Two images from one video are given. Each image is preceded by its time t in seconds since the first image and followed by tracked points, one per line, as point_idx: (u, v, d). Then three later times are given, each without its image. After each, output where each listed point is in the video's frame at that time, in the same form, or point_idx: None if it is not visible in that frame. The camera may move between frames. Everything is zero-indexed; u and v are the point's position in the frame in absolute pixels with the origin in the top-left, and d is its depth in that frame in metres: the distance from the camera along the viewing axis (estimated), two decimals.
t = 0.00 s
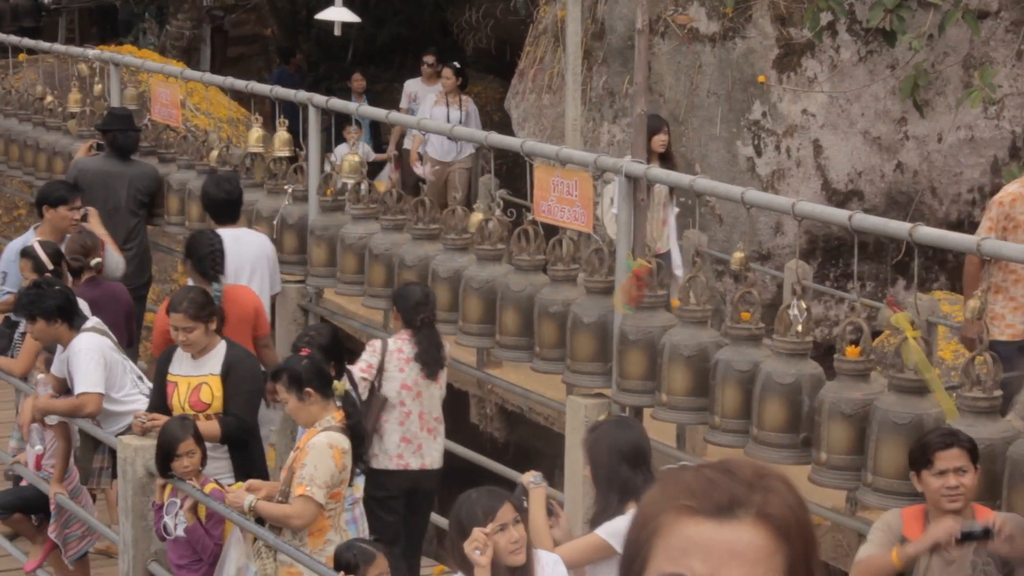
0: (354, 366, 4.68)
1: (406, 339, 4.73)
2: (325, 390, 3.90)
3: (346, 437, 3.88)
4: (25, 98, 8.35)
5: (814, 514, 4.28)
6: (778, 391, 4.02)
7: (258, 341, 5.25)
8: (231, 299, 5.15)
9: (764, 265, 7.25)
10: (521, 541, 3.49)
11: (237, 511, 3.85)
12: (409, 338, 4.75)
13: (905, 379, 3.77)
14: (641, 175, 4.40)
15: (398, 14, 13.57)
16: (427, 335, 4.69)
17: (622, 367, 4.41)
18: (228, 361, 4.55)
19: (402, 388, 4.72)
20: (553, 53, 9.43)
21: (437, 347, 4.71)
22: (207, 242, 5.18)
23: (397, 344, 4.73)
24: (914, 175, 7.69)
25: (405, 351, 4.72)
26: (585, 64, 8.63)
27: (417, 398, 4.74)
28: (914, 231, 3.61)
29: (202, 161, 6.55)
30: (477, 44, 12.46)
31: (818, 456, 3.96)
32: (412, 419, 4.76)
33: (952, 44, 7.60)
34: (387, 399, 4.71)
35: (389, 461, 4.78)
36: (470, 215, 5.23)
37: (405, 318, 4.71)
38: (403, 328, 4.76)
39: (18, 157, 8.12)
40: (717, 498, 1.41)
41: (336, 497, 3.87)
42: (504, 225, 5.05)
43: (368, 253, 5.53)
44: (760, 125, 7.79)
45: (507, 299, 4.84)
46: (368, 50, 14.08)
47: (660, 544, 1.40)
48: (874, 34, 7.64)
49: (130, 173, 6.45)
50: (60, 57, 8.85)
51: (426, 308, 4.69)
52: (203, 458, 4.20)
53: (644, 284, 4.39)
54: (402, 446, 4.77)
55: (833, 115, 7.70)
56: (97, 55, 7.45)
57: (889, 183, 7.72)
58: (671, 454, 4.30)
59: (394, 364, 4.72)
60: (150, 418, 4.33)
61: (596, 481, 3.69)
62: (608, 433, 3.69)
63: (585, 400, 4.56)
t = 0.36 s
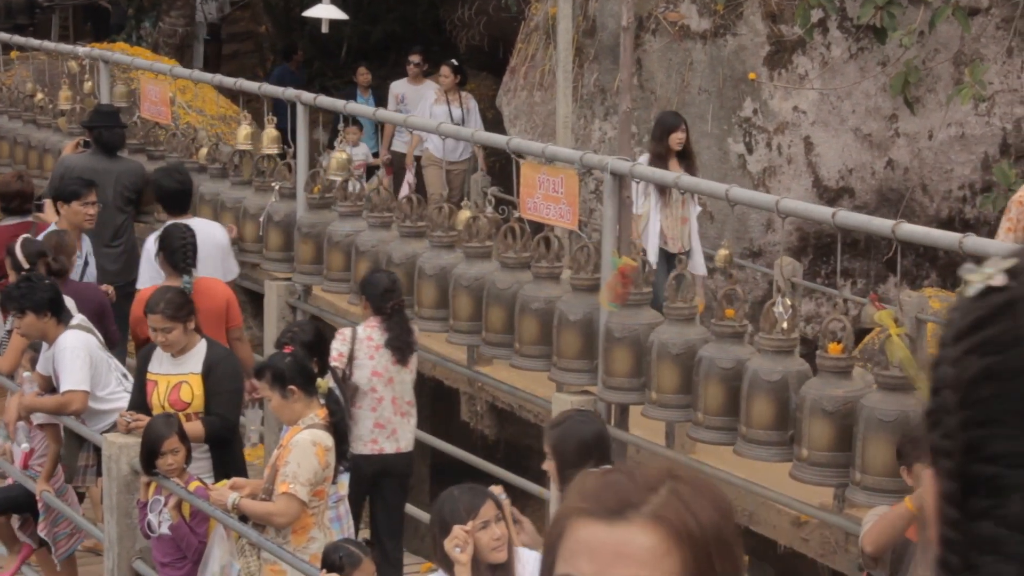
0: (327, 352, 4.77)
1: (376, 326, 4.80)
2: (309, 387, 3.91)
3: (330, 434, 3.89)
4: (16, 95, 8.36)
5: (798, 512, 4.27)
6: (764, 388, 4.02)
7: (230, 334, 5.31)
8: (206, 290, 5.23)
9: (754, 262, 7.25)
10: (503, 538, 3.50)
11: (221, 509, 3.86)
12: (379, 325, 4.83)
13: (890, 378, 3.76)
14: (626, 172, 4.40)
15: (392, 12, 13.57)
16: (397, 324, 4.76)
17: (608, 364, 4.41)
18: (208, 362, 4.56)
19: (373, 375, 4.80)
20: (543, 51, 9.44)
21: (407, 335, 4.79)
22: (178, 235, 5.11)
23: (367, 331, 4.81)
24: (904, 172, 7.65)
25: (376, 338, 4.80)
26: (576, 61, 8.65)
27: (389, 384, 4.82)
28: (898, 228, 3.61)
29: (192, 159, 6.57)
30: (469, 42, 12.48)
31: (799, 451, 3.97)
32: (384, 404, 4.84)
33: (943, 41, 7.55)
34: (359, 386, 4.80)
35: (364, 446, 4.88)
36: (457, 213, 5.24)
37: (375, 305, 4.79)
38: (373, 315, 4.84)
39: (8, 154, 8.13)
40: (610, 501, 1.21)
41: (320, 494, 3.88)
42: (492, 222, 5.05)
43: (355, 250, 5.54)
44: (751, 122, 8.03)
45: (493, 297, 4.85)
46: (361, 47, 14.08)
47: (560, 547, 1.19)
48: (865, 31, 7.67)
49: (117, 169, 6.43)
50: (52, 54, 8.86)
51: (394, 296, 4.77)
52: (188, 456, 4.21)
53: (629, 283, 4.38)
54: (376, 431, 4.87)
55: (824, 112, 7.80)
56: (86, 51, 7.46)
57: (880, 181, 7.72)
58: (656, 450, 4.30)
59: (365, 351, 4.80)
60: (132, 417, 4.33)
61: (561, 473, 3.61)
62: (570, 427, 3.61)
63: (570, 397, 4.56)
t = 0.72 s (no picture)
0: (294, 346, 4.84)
1: (330, 322, 4.85)
2: (295, 389, 3.92)
3: (316, 436, 3.90)
4: (8, 98, 8.36)
5: (787, 513, 4.28)
6: (753, 390, 4.02)
7: (221, 330, 5.33)
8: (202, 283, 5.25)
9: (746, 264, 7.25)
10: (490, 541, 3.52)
11: (207, 511, 3.87)
12: (334, 320, 4.88)
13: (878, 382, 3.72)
14: (614, 173, 4.39)
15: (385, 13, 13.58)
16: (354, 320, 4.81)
17: (596, 366, 4.41)
18: (197, 369, 4.58)
19: (326, 371, 4.85)
20: (536, 52, 9.43)
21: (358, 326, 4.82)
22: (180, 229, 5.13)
23: (321, 327, 4.86)
24: (897, 172, 7.68)
25: (329, 334, 4.85)
26: (569, 62, 8.66)
27: (342, 380, 4.88)
28: (883, 229, 3.61)
29: (183, 161, 6.57)
30: (463, 43, 12.47)
31: (784, 452, 3.96)
32: (338, 399, 4.91)
33: (936, 42, 7.55)
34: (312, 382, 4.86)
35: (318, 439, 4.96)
36: (447, 215, 5.24)
37: (330, 302, 4.85)
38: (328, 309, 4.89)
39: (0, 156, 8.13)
40: (560, 502, 1.43)
41: (306, 497, 3.89)
42: (481, 224, 5.05)
43: (346, 252, 5.54)
44: (744, 124, 8.05)
45: (482, 299, 4.84)
46: (355, 47, 14.09)
47: (519, 545, 1.42)
48: (856, 32, 7.69)
49: (104, 169, 6.47)
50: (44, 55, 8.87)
51: (348, 293, 4.81)
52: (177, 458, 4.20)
53: (617, 284, 4.38)
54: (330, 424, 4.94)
55: (817, 113, 7.84)
56: (77, 54, 7.46)
57: (872, 181, 7.75)
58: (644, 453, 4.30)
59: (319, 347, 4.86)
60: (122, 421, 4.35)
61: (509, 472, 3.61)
62: (522, 427, 3.61)
63: (559, 399, 4.57)
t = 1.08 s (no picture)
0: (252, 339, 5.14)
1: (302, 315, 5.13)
2: (282, 393, 3.92)
3: (305, 440, 3.90)
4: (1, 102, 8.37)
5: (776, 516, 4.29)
6: (738, 392, 4.00)
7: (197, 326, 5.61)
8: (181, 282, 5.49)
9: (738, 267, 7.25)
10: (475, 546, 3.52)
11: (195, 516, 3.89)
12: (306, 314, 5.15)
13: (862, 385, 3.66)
14: (601, 177, 4.39)
15: (380, 17, 13.58)
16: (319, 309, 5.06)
17: (584, 369, 4.41)
18: (184, 372, 4.62)
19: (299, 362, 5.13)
20: (529, 56, 9.43)
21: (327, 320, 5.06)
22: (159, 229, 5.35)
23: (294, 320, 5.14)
24: (889, 175, 7.69)
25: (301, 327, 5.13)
26: (562, 66, 8.66)
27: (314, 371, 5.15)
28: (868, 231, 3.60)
29: (174, 165, 6.58)
30: (458, 46, 12.47)
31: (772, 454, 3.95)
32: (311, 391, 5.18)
33: (927, 44, 7.53)
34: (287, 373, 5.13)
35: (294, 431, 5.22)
36: (436, 218, 5.25)
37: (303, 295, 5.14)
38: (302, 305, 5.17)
39: None
40: (488, 502, 1.66)
41: (294, 501, 3.89)
42: (471, 227, 5.05)
43: (336, 256, 5.54)
44: (736, 126, 8.10)
45: (472, 302, 4.84)
46: (351, 51, 14.09)
47: (450, 541, 1.65)
48: (849, 35, 7.68)
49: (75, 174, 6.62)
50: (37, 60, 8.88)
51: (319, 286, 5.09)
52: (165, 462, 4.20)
53: (605, 287, 4.39)
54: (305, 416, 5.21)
55: (809, 116, 7.86)
56: (69, 58, 7.47)
57: (865, 184, 7.76)
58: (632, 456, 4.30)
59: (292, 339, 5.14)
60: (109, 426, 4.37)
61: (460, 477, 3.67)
62: (470, 428, 3.63)
63: (548, 403, 4.58)
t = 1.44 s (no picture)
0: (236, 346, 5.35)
1: (296, 310, 5.17)
2: (270, 397, 3.94)
3: (293, 443, 3.91)
4: None
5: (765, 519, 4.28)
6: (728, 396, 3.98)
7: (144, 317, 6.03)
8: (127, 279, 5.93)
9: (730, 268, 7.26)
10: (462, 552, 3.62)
11: (184, 520, 3.90)
12: (299, 309, 5.19)
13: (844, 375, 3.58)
14: (589, 179, 4.37)
15: (376, 19, 13.56)
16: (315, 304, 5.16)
17: (573, 372, 4.41)
18: (173, 376, 4.64)
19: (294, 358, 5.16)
20: (523, 57, 9.43)
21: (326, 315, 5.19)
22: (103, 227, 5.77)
23: (288, 315, 5.17)
24: (882, 177, 7.70)
25: (296, 321, 5.16)
26: (556, 68, 8.67)
27: (308, 364, 5.22)
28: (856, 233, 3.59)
29: (166, 168, 6.58)
30: (453, 48, 12.46)
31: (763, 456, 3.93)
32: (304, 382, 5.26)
33: (920, 45, 7.55)
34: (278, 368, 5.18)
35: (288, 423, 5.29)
36: (426, 221, 5.25)
37: (295, 290, 5.16)
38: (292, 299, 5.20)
39: None
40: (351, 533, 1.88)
41: (282, 504, 3.89)
42: (460, 230, 5.06)
43: (326, 258, 5.54)
44: (730, 128, 8.14)
45: (461, 305, 4.84)
46: (345, 54, 14.09)
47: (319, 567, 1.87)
48: (841, 37, 7.70)
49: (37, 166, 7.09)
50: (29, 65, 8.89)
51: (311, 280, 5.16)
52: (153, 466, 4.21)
53: (594, 290, 4.38)
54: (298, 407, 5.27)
55: (802, 118, 7.90)
56: (61, 62, 7.48)
57: (858, 186, 7.78)
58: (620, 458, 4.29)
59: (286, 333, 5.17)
60: (98, 431, 4.38)
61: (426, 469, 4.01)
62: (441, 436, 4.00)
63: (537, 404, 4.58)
